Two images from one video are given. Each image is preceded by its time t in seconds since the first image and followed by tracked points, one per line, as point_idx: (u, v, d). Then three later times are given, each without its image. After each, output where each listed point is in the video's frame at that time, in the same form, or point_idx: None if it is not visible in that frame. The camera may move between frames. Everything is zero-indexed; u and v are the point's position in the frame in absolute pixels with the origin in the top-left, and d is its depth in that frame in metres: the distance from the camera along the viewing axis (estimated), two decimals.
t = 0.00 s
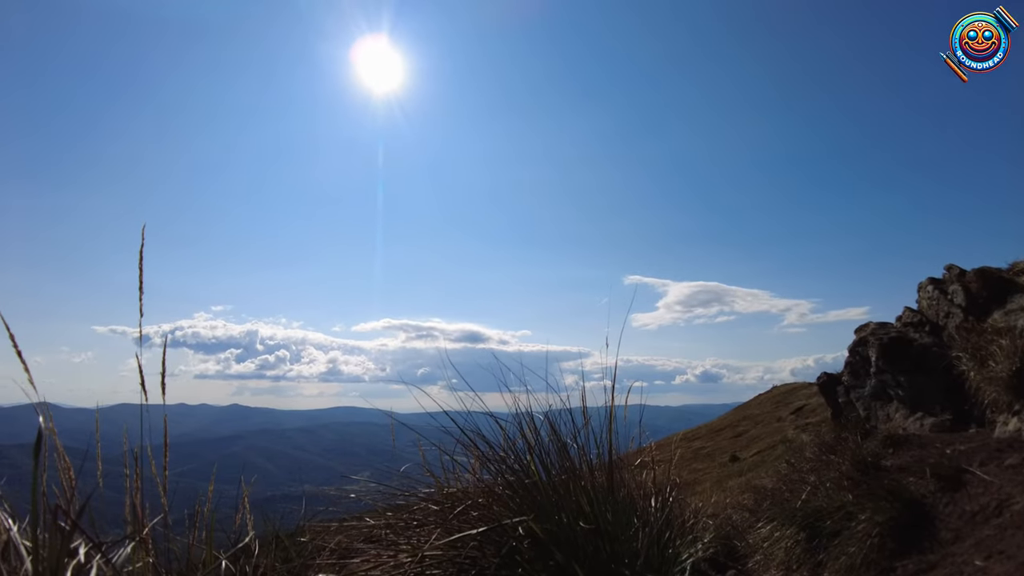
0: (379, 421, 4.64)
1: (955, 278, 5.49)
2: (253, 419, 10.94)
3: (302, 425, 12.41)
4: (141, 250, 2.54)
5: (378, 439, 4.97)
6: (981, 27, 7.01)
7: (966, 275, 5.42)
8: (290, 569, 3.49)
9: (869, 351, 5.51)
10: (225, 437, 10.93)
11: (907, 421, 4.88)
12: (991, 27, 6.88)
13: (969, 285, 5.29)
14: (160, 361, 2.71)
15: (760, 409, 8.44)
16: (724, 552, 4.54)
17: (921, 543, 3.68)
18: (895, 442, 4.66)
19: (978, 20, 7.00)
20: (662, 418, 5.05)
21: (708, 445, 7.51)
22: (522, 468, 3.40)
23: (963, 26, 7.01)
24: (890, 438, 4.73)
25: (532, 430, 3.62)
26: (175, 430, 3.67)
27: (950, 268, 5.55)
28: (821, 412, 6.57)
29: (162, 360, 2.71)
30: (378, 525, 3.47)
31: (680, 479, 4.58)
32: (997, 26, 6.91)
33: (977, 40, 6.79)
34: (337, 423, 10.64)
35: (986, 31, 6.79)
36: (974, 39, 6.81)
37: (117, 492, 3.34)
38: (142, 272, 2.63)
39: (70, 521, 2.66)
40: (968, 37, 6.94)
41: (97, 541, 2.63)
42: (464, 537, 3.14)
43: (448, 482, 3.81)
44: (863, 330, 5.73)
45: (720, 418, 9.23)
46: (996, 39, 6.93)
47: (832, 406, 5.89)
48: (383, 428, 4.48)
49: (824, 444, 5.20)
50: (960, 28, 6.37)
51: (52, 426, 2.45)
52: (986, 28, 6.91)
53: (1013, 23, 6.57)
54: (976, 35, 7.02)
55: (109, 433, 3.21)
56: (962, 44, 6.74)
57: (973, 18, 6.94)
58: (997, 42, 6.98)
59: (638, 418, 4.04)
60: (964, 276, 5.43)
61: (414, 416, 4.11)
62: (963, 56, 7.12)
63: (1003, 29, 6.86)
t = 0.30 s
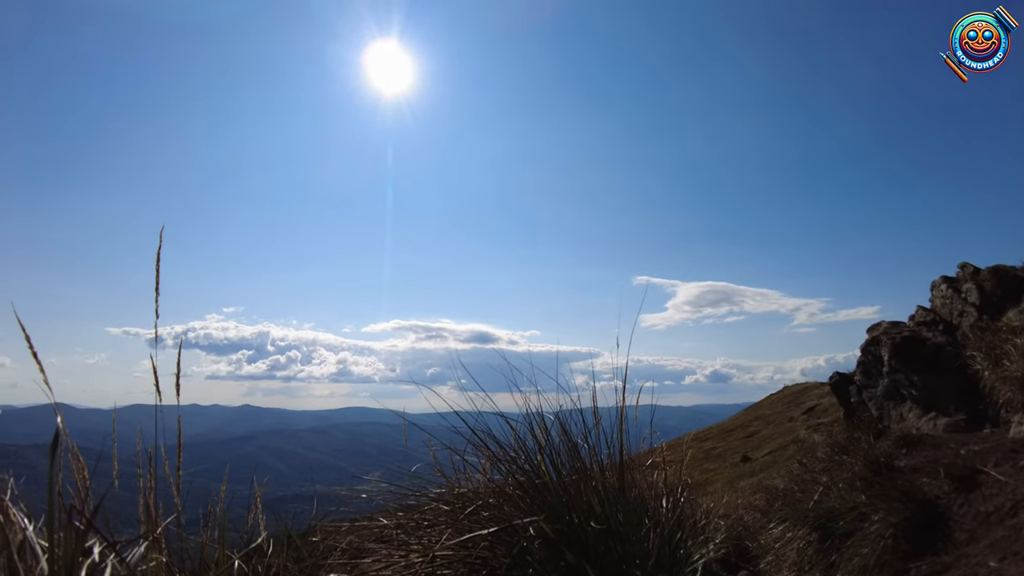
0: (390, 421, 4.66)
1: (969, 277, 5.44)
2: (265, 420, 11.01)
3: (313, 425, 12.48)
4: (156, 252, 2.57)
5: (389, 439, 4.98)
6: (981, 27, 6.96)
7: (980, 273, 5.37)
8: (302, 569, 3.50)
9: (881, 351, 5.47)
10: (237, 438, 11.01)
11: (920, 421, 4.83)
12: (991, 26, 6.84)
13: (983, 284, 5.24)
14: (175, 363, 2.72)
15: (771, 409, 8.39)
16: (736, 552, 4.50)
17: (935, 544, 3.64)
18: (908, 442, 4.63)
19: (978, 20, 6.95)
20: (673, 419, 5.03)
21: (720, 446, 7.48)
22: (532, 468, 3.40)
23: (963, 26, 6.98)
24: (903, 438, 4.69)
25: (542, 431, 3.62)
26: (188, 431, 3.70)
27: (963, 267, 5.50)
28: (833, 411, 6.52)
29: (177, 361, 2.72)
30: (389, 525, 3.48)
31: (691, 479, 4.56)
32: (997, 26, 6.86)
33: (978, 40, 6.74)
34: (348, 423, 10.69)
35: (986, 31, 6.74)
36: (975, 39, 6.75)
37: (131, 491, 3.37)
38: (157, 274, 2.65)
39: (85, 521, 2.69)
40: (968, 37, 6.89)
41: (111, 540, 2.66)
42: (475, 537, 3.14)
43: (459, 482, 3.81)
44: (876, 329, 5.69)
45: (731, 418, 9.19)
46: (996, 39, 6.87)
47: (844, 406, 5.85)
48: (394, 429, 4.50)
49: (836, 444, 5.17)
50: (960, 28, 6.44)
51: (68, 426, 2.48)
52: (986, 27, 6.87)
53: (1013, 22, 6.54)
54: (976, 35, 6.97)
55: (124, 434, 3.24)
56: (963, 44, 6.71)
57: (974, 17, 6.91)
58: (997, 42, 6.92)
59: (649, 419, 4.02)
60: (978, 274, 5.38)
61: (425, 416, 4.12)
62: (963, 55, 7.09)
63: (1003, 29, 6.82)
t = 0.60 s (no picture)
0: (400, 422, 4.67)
1: (983, 275, 5.38)
2: (276, 420, 11.07)
3: (324, 425, 12.54)
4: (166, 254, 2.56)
5: (399, 440, 4.99)
6: (982, 27, 6.91)
7: (994, 272, 5.31)
8: (312, 569, 3.51)
9: (894, 350, 5.42)
10: (249, 438, 11.09)
11: (934, 421, 4.78)
12: (991, 27, 6.82)
13: (997, 282, 5.19)
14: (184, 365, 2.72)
15: (783, 409, 8.33)
16: (747, 553, 4.45)
17: (949, 545, 3.61)
18: (921, 442, 4.59)
19: (978, 20, 6.91)
20: (684, 419, 5.01)
21: (731, 446, 7.45)
22: (543, 469, 3.39)
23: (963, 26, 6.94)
24: (916, 438, 4.65)
25: (553, 431, 3.62)
26: (199, 431, 3.72)
27: (977, 265, 5.44)
28: (845, 411, 6.47)
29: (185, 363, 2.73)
30: (400, 525, 3.49)
31: (702, 479, 4.54)
32: (997, 25, 6.82)
33: (978, 40, 6.70)
34: (359, 423, 10.73)
35: (986, 31, 6.69)
36: (975, 40, 6.71)
37: (143, 491, 3.39)
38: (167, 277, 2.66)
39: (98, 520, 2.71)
40: (968, 38, 6.85)
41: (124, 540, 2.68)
42: (486, 538, 3.14)
43: (469, 482, 3.81)
44: (888, 329, 5.64)
45: (742, 418, 9.14)
46: (996, 39, 6.82)
47: (857, 406, 5.80)
48: (404, 429, 4.50)
49: (848, 444, 5.14)
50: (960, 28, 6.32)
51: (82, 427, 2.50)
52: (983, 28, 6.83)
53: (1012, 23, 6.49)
54: (976, 35, 6.92)
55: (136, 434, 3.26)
56: (962, 45, 6.67)
57: (974, 18, 6.87)
58: (997, 42, 6.87)
59: (659, 419, 4.01)
60: (992, 273, 5.32)
61: (435, 417, 4.12)
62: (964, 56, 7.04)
63: (1003, 29, 6.75)
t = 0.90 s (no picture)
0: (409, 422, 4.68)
1: (995, 274, 5.33)
2: (286, 420, 11.11)
3: (333, 425, 12.60)
4: (177, 257, 2.57)
5: (408, 440, 5.00)
6: (981, 27, 6.91)
7: (1007, 270, 5.26)
8: (322, 569, 3.51)
9: (905, 349, 5.38)
10: (259, 439, 11.15)
11: (946, 421, 4.74)
12: (990, 26, 6.82)
13: (1010, 280, 5.14)
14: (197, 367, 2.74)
15: (793, 409, 8.29)
16: (757, 553, 4.41)
17: (962, 546, 3.58)
18: (933, 442, 4.55)
19: (978, 20, 6.91)
20: (694, 419, 4.99)
21: (741, 446, 7.42)
22: (552, 469, 3.39)
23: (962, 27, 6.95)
24: (928, 438, 4.62)
25: (562, 431, 3.61)
26: (210, 431, 3.74)
27: (989, 264, 5.39)
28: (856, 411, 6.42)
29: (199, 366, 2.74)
30: (410, 525, 3.49)
31: (712, 479, 4.52)
32: (997, 25, 6.81)
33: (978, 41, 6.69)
34: (368, 423, 10.78)
35: (986, 31, 6.69)
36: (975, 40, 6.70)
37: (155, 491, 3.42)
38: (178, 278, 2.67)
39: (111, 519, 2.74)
40: (968, 37, 6.84)
41: (136, 539, 2.70)
42: (496, 538, 3.14)
43: (478, 482, 3.81)
44: (900, 328, 5.60)
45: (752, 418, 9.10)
46: (996, 39, 6.81)
47: (868, 406, 5.76)
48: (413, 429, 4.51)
49: (859, 444, 5.11)
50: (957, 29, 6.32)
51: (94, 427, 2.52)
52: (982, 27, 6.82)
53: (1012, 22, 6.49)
54: (976, 35, 6.91)
55: (147, 435, 3.28)
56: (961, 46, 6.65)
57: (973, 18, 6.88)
58: (997, 42, 6.87)
59: (669, 419, 3.99)
60: (1005, 271, 5.27)
61: (444, 417, 4.13)
62: (963, 56, 7.05)
63: (1002, 29, 6.73)
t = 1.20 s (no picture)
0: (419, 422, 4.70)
1: (1010, 272, 5.27)
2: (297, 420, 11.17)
3: (344, 425, 12.67)
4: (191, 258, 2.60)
5: (419, 440, 5.01)
6: (982, 27, 6.92)
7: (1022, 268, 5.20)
8: (335, 569, 3.53)
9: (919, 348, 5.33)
10: (271, 439, 11.23)
11: (960, 421, 4.69)
12: (991, 27, 6.88)
13: None
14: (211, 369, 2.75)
15: (805, 408, 8.23)
16: (769, 554, 4.34)
17: (977, 547, 3.54)
18: (947, 442, 4.51)
19: (978, 20, 6.92)
20: (706, 419, 4.97)
21: (753, 446, 7.39)
22: (563, 469, 3.38)
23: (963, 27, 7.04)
24: (942, 438, 4.58)
25: (573, 431, 3.61)
26: (222, 432, 3.77)
27: (1004, 262, 5.33)
28: (869, 411, 6.37)
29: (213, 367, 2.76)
30: (421, 525, 3.50)
31: (723, 480, 4.49)
32: (997, 25, 6.82)
33: (979, 40, 6.69)
34: (379, 424, 10.83)
35: (987, 31, 6.69)
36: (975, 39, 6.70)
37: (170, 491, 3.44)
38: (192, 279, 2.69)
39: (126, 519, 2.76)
40: (968, 37, 6.85)
41: (150, 539, 2.72)
42: (507, 538, 3.14)
43: (489, 482, 3.81)
44: (913, 327, 5.55)
45: (763, 418, 9.07)
46: (996, 38, 6.82)
47: (881, 406, 5.71)
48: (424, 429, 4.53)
49: (872, 444, 5.08)
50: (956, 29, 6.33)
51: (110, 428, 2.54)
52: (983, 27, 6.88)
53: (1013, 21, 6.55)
54: (976, 35, 6.92)
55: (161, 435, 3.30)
56: (962, 46, 6.65)
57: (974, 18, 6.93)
58: (997, 42, 6.87)
59: (681, 419, 3.97)
60: (1020, 269, 5.21)
61: (455, 417, 4.14)
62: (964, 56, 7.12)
63: (1003, 30, 6.82)
